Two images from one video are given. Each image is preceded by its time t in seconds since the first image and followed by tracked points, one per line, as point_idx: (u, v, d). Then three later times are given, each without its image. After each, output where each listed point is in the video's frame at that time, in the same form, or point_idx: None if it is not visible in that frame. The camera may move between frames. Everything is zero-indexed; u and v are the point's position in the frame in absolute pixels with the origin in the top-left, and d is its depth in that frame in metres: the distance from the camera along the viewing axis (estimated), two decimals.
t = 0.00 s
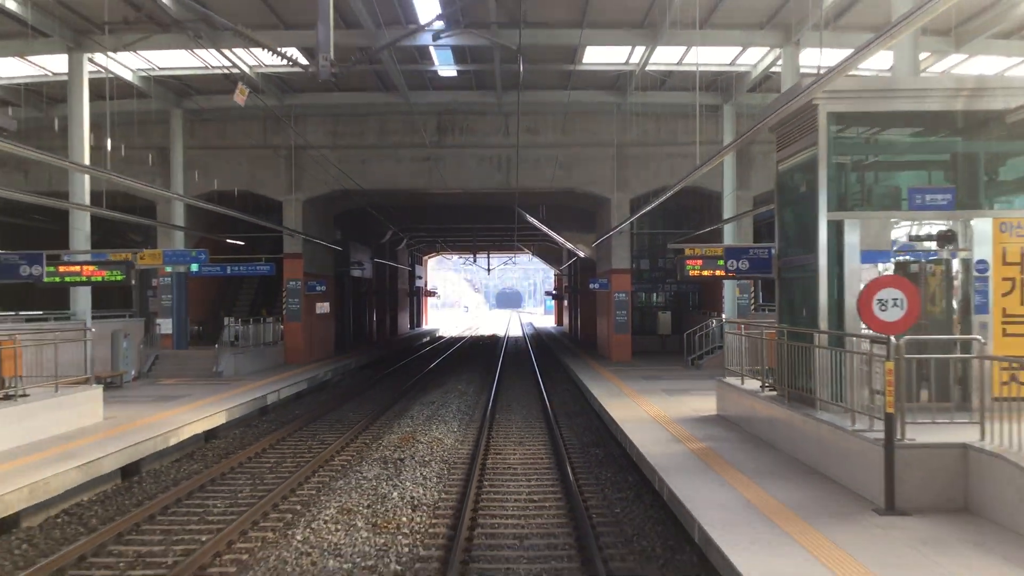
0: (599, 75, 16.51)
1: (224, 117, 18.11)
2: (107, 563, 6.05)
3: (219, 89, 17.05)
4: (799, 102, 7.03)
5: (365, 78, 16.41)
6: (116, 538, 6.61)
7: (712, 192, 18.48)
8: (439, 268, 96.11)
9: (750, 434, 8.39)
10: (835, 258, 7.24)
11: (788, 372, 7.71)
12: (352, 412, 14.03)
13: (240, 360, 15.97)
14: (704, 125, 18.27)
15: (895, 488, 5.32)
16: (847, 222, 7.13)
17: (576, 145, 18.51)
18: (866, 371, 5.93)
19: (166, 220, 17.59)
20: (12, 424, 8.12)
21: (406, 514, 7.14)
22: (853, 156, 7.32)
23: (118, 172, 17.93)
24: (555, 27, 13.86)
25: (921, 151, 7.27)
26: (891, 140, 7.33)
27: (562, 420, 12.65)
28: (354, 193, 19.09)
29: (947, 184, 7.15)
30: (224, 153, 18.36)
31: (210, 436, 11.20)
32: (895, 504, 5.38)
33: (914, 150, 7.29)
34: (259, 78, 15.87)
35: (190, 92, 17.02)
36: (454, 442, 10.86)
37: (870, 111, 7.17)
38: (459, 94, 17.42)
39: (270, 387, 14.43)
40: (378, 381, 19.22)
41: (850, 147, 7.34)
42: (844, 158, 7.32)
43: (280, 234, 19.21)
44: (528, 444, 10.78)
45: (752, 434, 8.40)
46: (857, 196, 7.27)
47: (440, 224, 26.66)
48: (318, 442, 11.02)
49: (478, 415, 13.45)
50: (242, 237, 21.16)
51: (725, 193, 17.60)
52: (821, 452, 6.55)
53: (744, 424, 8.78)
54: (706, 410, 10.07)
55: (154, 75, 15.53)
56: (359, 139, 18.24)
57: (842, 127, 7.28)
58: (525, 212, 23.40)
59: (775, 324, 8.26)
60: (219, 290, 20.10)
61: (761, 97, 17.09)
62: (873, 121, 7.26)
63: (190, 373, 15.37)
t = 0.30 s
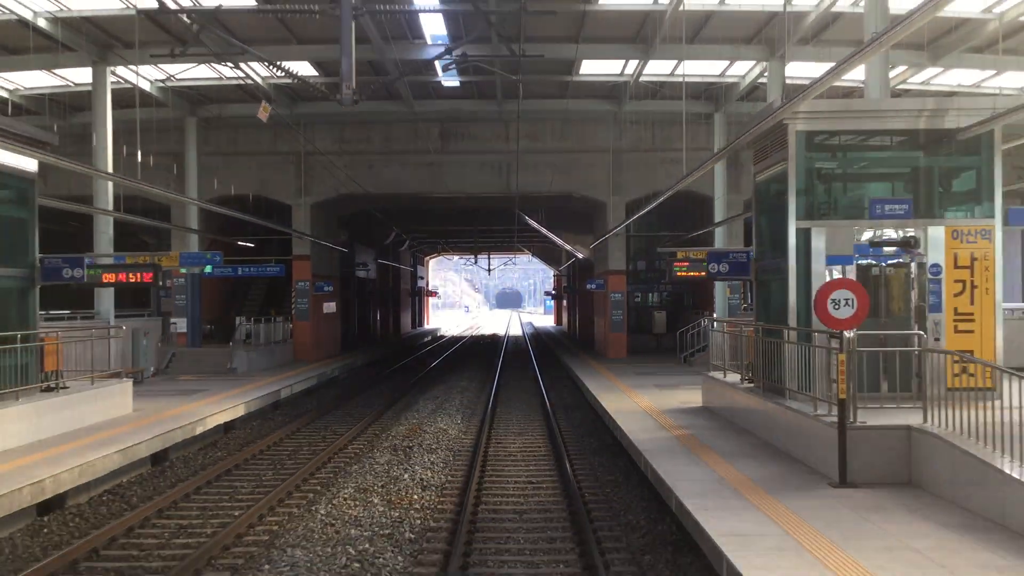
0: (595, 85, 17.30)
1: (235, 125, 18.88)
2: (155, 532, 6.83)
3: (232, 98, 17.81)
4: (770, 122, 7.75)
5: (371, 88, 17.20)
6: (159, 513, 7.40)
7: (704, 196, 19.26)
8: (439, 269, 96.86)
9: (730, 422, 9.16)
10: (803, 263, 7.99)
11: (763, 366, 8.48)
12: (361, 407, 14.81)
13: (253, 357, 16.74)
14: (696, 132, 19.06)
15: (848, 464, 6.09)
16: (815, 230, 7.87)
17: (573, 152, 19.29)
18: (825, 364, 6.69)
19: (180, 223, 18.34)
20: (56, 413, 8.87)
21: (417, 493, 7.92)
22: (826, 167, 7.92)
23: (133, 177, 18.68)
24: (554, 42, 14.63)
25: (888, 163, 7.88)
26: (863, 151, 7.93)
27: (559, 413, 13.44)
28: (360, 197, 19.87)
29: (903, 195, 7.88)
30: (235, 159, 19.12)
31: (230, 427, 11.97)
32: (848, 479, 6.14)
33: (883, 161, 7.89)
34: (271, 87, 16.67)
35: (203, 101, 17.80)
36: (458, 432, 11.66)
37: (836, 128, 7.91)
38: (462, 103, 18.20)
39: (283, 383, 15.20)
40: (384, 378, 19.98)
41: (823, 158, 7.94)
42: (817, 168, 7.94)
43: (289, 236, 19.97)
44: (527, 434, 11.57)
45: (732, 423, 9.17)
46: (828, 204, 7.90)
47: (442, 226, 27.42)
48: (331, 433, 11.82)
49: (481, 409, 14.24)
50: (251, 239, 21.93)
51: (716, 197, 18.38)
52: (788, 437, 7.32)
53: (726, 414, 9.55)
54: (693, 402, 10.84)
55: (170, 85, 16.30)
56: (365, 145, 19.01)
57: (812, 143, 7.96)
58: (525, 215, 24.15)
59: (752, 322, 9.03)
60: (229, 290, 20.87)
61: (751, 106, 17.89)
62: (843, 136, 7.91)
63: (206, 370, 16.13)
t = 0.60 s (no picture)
0: (591, 94, 18.08)
1: (246, 131, 19.66)
2: (193, 508, 7.64)
3: (244, 106, 18.60)
4: (745, 138, 8.50)
5: (377, 96, 17.98)
6: (193, 492, 8.20)
7: (697, 200, 20.03)
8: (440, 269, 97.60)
9: (713, 412, 9.95)
10: (777, 266, 8.77)
11: (741, 360, 9.27)
12: (368, 401, 15.59)
13: (264, 355, 17.52)
14: (689, 138, 19.84)
15: (809, 445, 6.89)
16: (787, 235, 8.63)
17: (571, 157, 20.07)
18: (790, 355, 7.48)
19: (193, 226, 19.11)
20: (93, 403, 9.68)
21: (426, 475, 8.73)
22: (799, 178, 8.66)
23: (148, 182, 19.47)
24: (550, 55, 15.38)
25: (857, 176, 8.65)
26: (832, 164, 8.68)
27: (557, 406, 14.23)
28: (366, 201, 20.64)
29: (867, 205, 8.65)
30: (246, 164, 19.90)
31: (247, 419, 12.76)
32: (810, 458, 6.94)
33: (852, 174, 8.66)
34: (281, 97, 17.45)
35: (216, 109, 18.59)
36: (461, 424, 12.45)
37: (808, 143, 8.67)
38: (463, 111, 18.98)
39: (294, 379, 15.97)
40: (388, 375, 20.75)
41: (797, 171, 8.68)
42: (790, 179, 8.67)
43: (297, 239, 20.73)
44: (526, 425, 12.36)
45: (715, 413, 9.96)
46: (801, 212, 8.64)
47: (444, 228, 28.19)
48: (342, 424, 12.62)
49: (482, 403, 15.03)
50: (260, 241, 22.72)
51: (708, 201, 19.16)
52: (762, 423, 8.11)
53: (710, 405, 10.34)
54: (681, 395, 11.62)
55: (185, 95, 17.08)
56: (371, 151, 19.77)
57: (785, 157, 8.71)
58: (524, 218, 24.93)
59: (732, 320, 9.83)
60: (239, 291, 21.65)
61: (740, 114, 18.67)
62: (814, 151, 8.67)
63: (219, 367, 16.92)
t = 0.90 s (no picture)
0: (587, 102, 18.85)
1: (256, 138, 20.45)
2: (223, 489, 8.44)
3: (255, 113, 19.37)
4: (725, 152, 9.27)
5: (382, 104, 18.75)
6: (222, 475, 9.00)
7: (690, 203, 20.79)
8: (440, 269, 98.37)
9: (699, 403, 10.72)
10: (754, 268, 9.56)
11: (723, 356, 10.07)
12: (375, 396, 16.34)
13: (275, 352, 18.30)
14: (682, 144, 20.61)
15: (779, 431, 7.68)
16: (765, 241, 9.39)
17: (568, 162, 20.84)
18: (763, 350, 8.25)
19: (205, 229, 19.89)
20: (124, 395, 10.46)
21: (433, 460, 9.54)
22: (775, 188, 9.43)
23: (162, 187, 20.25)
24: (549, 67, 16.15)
25: (829, 185, 9.44)
26: (806, 174, 9.46)
27: (554, 400, 15.03)
28: (371, 204, 21.41)
29: (837, 212, 9.46)
30: (256, 169, 20.70)
31: (263, 411, 13.55)
32: (779, 442, 7.74)
33: (825, 183, 9.45)
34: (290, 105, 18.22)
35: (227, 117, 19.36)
36: (464, 416, 13.26)
37: (783, 155, 9.44)
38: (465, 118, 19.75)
39: (304, 375, 16.74)
40: (393, 372, 21.54)
41: (772, 180, 9.45)
42: (766, 188, 9.44)
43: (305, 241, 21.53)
44: (524, 417, 13.16)
45: (700, 404, 10.74)
46: (778, 219, 9.41)
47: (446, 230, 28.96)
48: (352, 417, 13.42)
49: (483, 397, 15.83)
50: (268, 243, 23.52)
51: (700, 205, 19.92)
52: (740, 412, 8.90)
53: (695, 397, 11.14)
54: (671, 389, 12.43)
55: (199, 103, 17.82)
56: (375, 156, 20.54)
57: (763, 168, 9.47)
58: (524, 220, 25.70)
59: (715, 321, 10.64)
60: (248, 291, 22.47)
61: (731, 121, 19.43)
62: (788, 162, 9.45)
63: (232, 364, 17.70)
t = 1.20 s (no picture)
0: (584, 110, 19.65)
1: (266, 144, 21.24)
2: (248, 472, 9.26)
3: (266, 121, 20.17)
4: (710, 163, 10.05)
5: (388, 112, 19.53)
6: (246, 461, 9.82)
7: (684, 206, 21.59)
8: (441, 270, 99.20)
9: (686, 395, 11.52)
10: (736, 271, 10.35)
11: (707, 351, 10.89)
12: (381, 392, 17.14)
13: (284, 350, 19.09)
14: (676, 150, 21.42)
15: (754, 419, 8.51)
16: (745, 246, 10.20)
17: (566, 167, 21.64)
18: (740, 346, 9.07)
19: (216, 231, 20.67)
20: (151, 389, 11.26)
21: (439, 447, 10.36)
22: (755, 195, 10.18)
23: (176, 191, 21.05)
24: (547, 78, 16.95)
25: (807, 194, 10.19)
26: (785, 184, 10.20)
27: (552, 395, 15.85)
28: (376, 208, 22.20)
29: (811, 218, 10.26)
30: (265, 174, 21.48)
31: (277, 405, 14.35)
32: (755, 429, 8.56)
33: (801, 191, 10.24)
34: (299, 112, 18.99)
35: (239, 123, 20.15)
36: (466, 409, 14.09)
37: (764, 165, 10.21)
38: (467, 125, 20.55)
39: (313, 372, 17.53)
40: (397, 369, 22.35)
41: (753, 189, 10.19)
42: (747, 196, 10.20)
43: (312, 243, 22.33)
44: (524, 410, 13.98)
45: (688, 396, 11.54)
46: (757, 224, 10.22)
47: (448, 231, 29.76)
48: (361, 410, 14.23)
49: (485, 392, 16.66)
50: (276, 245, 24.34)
51: (693, 208, 20.71)
52: (722, 403, 9.71)
53: (683, 390, 11.94)
54: (661, 383, 13.24)
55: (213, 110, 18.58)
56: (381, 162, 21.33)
57: (745, 178, 10.22)
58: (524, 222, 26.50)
59: (700, 319, 11.47)
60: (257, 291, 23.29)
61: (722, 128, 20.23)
62: (769, 172, 10.21)
63: (244, 361, 18.49)
